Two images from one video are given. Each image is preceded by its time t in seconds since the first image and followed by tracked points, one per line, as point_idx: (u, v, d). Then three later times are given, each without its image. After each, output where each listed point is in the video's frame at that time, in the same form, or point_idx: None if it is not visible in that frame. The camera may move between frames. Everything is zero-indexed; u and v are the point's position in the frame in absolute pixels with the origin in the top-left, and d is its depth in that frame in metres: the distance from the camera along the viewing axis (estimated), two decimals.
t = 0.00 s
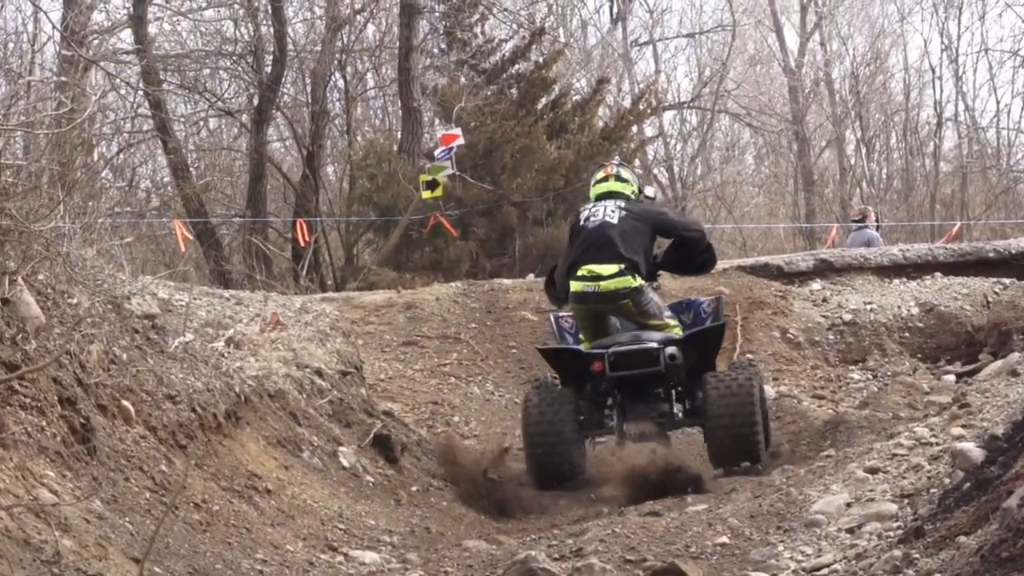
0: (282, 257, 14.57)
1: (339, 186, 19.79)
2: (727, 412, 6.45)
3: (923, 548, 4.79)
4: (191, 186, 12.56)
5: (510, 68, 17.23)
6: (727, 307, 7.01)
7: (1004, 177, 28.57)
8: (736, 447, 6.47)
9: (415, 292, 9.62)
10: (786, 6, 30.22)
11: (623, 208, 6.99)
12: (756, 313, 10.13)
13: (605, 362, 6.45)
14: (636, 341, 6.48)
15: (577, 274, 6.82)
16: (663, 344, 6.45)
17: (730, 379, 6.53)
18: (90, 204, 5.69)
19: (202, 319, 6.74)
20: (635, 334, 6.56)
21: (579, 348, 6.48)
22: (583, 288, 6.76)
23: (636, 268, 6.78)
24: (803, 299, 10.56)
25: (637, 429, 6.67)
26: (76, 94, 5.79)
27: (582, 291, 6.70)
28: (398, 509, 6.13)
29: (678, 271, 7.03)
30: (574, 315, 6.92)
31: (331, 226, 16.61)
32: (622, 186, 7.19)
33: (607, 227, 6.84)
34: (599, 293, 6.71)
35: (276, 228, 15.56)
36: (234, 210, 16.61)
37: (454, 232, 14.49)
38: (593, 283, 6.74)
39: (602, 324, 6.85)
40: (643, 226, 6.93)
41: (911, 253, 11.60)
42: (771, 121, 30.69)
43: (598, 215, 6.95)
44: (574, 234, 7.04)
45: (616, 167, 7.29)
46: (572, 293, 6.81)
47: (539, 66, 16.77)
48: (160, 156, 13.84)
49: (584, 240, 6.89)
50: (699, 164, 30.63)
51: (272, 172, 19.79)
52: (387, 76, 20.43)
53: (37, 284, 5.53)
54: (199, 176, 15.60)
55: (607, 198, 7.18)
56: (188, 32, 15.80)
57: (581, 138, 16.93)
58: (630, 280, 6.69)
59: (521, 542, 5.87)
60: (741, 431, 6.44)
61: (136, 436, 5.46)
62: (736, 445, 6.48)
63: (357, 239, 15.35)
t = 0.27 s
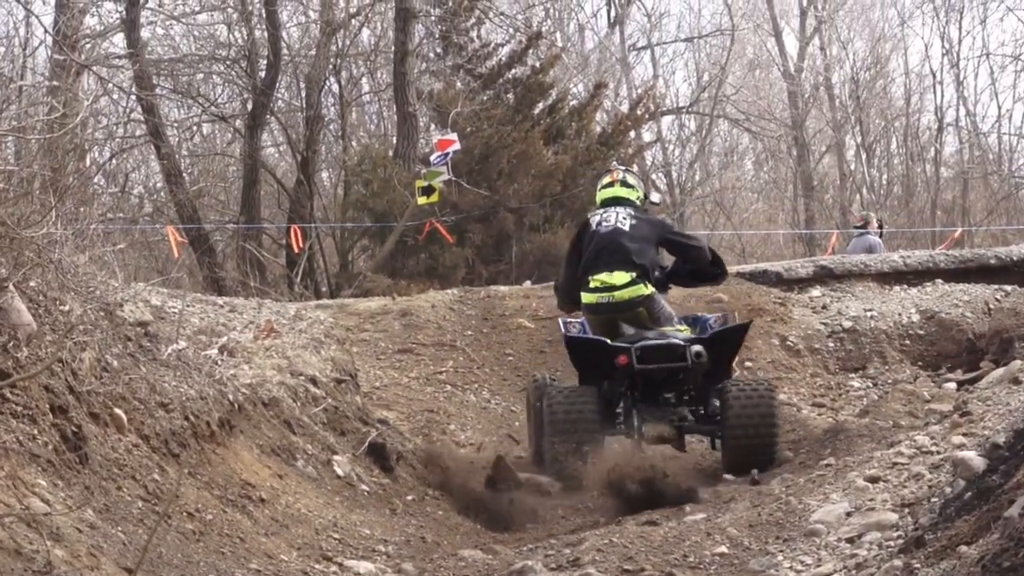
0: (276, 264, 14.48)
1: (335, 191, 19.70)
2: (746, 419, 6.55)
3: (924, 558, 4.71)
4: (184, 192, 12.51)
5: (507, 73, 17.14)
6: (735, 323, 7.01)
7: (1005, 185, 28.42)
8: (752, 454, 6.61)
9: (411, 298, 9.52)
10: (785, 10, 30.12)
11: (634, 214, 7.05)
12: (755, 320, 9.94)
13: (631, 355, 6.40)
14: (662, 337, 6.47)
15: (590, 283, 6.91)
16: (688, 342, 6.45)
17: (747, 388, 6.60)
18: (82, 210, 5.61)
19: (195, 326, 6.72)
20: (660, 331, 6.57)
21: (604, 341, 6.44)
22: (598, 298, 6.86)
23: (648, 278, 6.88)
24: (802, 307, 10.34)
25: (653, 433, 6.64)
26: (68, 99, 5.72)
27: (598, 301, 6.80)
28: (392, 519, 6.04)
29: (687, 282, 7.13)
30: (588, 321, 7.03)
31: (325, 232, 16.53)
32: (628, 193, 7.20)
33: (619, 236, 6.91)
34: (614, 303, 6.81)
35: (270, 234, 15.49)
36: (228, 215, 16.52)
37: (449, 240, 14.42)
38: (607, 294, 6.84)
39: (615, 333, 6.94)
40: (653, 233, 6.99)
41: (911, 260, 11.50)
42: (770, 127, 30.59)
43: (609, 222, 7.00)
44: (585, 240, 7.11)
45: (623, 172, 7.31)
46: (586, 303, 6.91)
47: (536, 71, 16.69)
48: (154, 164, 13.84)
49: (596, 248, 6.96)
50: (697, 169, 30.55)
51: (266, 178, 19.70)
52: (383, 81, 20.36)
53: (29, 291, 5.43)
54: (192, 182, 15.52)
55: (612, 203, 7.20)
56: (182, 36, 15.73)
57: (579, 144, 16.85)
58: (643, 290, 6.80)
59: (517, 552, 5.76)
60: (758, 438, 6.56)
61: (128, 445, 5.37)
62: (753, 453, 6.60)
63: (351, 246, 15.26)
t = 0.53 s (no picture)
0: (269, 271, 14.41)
1: (328, 198, 19.63)
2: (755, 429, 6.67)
3: (924, 570, 4.64)
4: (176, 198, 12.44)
5: (502, 78, 17.08)
6: (735, 330, 7.35)
7: (1007, 192, 28.27)
8: (757, 464, 6.72)
9: (406, 306, 9.46)
10: (784, 14, 30.00)
11: (647, 225, 7.20)
12: (754, 327, 9.81)
13: (650, 364, 6.40)
14: (681, 348, 6.47)
15: (607, 294, 7.05)
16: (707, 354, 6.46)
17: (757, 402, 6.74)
18: (73, 216, 5.55)
19: (187, 334, 6.60)
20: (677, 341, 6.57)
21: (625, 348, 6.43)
22: (616, 309, 7.00)
23: (663, 289, 7.05)
24: (802, 314, 10.20)
25: (665, 441, 6.62)
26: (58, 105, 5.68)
27: (617, 312, 6.94)
28: (389, 528, 5.93)
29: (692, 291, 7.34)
30: (603, 329, 7.17)
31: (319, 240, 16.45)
32: (633, 197, 7.30)
33: (636, 248, 7.05)
34: (632, 314, 6.96)
35: (263, 241, 15.43)
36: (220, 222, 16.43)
37: (445, 247, 14.37)
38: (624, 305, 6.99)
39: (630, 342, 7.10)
40: (666, 245, 7.17)
41: (911, 267, 11.41)
42: (769, 133, 30.46)
43: (624, 232, 7.13)
44: (599, 249, 7.24)
45: (629, 176, 7.44)
46: (602, 314, 7.05)
47: (532, 75, 16.61)
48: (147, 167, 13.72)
49: (612, 259, 7.09)
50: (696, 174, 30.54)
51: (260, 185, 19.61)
52: (377, 86, 20.34)
53: (20, 299, 5.30)
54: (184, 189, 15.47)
55: (618, 209, 7.29)
56: (174, 42, 15.65)
57: (576, 149, 16.77)
58: (660, 301, 6.96)
59: (514, 562, 5.67)
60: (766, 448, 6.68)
61: (120, 454, 5.26)
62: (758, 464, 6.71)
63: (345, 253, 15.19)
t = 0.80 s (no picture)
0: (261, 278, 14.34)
1: (321, 204, 19.54)
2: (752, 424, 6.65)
3: None
4: (168, 206, 12.38)
5: (497, 84, 17.00)
6: (731, 331, 7.61)
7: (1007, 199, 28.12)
8: (757, 460, 6.70)
9: (399, 315, 9.41)
10: (782, 20, 29.90)
11: (652, 233, 7.34)
12: (752, 336, 9.63)
13: (647, 380, 6.47)
14: (677, 363, 6.53)
15: (616, 308, 7.16)
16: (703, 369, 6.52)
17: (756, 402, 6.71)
18: (63, 223, 5.46)
19: (181, 342, 6.41)
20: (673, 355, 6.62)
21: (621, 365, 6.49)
22: (626, 322, 7.13)
23: (670, 298, 7.20)
24: (799, 323, 10.04)
25: (665, 441, 6.62)
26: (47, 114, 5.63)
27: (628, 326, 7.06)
28: (382, 539, 5.68)
29: (691, 295, 7.54)
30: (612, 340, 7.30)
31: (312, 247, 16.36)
32: (638, 204, 7.46)
33: (644, 259, 7.18)
34: (642, 325, 7.10)
35: (255, 248, 15.35)
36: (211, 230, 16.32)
37: (439, 253, 14.32)
38: (635, 317, 7.11)
39: (638, 351, 7.24)
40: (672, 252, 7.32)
41: (910, 275, 11.33)
42: (767, 139, 30.37)
43: (631, 243, 7.25)
44: (605, 259, 7.34)
45: (631, 183, 7.56)
46: (614, 325, 7.17)
47: (527, 81, 16.55)
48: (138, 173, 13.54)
49: (621, 271, 7.20)
50: (693, 180, 30.41)
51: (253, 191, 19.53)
52: (371, 92, 20.24)
53: (9, 307, 5.11)
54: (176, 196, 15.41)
55: (624, 214, 7.46)
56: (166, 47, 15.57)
57: (572, 155, 16.70)
58: (670, 311, 7.10)
59: (508, 574, 5.58)
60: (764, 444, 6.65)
61: (111, 464, 5.07)
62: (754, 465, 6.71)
63: (338, 260, 15.10)
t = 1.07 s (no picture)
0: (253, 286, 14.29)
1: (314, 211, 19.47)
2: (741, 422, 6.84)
3: None
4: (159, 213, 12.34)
5: (491, 90, 16.95)
6: (727, 328, 7.70)
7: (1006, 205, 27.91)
8: (748, 456, 6.86)
9: (392, 323, 9.48)
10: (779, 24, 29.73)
11: (653, 232, 7.32)
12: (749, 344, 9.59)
13: (635, 373, 6.68)
14: (666, 358, 6.72)
15: (614, 303, 7.15)
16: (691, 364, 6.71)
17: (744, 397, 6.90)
18: (54, 230, 5.39)
19: (171, 350, 6.33)
20: (661, 350, 6.83)
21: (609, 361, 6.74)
22: (624, 317, 7.12)
23: (667, 297, 7.20)
24: (797, 331, 10.06)
25: (655, 437, 6.80)
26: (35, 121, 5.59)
27: (626, 321, 7.06)
28: (373, 550, 5.56)
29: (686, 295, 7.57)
30: (608, 336, 7.28)
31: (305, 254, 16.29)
32: (639, 206, 7.47)
33: (643, 256, 7.17)
34: (639, 322, 7.10)
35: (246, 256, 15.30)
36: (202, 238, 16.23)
37: (432, 260, 14.27)
38: (633, 313, 7.10)
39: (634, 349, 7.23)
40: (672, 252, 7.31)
41: (909, 282, 11.30)
42: (763, 145, 30.23)
43: (632, 241, 7.23)
44: (605, 256, 7.32)
45: (632, 184, 7.57)
46: (611, 322, 7.15)
47: (522, 87, 16.51)
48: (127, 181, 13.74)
49: (620, 267, 7.18)
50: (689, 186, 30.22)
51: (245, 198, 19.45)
52: (363, 98, 20.16)
53: None
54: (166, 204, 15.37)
55: (624, 216, 7.46)
56: (157, 53, 15.56)
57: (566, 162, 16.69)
58: (667, 309, 7.12)
59: None
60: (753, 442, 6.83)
61: (100, 475, 4.92)
62: (752, 455, 6.82)
63: (331, 268, 15.03)
